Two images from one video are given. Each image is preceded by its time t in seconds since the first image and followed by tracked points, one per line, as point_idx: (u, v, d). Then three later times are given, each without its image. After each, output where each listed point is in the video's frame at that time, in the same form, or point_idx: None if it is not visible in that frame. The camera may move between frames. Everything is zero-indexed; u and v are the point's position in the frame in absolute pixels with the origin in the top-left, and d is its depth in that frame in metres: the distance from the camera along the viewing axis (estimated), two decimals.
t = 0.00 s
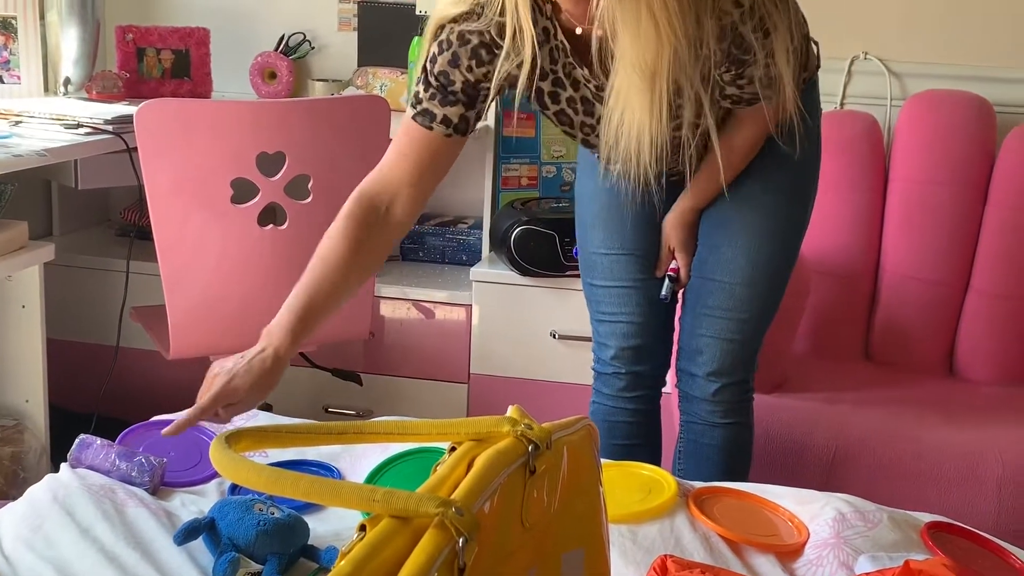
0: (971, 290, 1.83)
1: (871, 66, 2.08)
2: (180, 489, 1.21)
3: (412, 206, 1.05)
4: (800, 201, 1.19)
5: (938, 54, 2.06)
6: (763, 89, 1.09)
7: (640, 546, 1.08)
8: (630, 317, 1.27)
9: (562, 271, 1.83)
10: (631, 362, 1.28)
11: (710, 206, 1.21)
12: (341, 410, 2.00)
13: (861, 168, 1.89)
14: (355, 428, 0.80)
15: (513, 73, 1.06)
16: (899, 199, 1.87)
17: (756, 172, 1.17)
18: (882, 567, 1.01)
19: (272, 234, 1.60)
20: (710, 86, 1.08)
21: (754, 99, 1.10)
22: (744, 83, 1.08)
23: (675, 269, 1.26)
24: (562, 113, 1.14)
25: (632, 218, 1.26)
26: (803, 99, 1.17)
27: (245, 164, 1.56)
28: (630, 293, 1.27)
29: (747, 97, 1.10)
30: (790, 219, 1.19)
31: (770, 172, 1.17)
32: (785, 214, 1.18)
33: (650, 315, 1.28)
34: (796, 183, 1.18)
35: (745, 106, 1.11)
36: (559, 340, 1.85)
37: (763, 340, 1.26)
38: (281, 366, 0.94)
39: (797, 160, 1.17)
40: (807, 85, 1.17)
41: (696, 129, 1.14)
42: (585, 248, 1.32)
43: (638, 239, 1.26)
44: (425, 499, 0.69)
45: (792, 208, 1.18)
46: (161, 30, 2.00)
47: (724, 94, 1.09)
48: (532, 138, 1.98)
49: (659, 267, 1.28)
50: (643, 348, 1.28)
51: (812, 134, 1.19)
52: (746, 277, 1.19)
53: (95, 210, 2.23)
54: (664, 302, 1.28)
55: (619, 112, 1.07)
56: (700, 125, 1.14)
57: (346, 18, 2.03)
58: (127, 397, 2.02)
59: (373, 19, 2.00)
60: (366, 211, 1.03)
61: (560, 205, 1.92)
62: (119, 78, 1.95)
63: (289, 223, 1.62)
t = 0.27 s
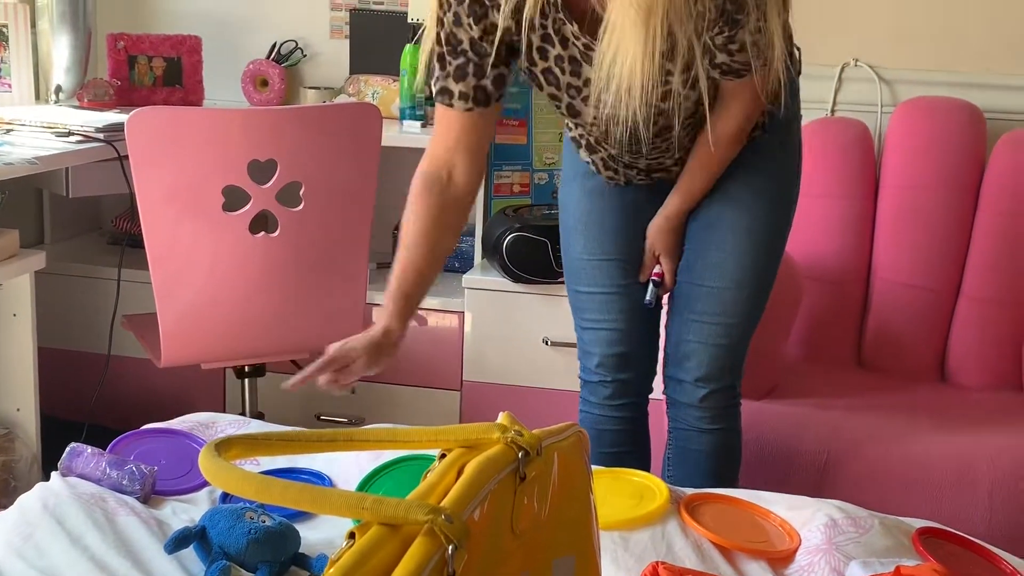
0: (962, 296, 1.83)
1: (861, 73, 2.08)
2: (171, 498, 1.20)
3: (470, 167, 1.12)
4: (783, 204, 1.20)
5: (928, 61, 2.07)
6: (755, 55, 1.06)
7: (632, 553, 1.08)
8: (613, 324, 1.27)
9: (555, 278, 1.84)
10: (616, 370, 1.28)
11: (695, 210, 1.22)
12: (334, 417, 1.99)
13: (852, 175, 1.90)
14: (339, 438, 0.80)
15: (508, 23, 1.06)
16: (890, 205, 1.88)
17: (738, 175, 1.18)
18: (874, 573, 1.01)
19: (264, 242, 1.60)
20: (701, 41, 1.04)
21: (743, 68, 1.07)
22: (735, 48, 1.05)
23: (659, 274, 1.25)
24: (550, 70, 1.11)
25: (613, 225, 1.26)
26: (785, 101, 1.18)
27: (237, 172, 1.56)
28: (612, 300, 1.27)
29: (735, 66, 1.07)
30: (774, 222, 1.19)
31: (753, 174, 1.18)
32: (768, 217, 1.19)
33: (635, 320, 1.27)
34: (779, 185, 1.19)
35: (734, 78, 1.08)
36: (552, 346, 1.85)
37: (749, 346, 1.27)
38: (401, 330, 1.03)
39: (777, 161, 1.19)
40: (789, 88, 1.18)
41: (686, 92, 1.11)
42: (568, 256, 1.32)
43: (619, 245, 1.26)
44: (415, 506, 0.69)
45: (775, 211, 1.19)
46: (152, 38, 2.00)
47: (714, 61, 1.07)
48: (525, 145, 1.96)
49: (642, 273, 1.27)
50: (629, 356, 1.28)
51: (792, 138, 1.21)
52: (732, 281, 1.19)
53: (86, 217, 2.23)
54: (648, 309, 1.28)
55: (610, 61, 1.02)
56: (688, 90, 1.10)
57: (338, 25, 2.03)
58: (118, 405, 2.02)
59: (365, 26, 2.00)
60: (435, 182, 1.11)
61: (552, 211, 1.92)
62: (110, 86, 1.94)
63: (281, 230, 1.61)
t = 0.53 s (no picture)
0: (953, 305, 1.84)
1: (852, 84, 2.10)
2: (161, 511, 1.19)
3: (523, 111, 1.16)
4: (770, 203, 1.20)
5: (917, 72, 2.08)
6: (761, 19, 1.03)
7: (624, 565, 1.07)
8: (598, 334, 1.26)
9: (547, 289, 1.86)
10: (600, 382, 1.28)
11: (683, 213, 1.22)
12: (326, 430, 1.99)
13: (843, 184, 1.90)
14: (331, 449, 0.79)
15: None
16: (882, 215, 1.89)
17: (726, 176, 1.18)
18: None
19: (255, 254, 1.60)
20: None
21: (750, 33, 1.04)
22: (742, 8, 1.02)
23: (642, 273, 1.23)
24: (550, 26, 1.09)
25: (596, 233, 1.26)
26: (768, 99, 1.20)
27: (228, 184, 1.56)
28: (597, 310, 1.26)
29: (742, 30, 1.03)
30: (763, 222, 1.20)
31: (741, 174, 1.18)
32: (758, 218, 1.19)
33: (616, 332, 1.27)
34: (766, 188, 1.19)
35: (738, 45, 1.05)
36: (544, 358, 1.85)
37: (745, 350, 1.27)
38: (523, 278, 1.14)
39: (764, 160, 1.19)
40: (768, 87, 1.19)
41: (690, 56, 1.07)
42: (551, 266, 1.30)
43: (602, 254, 1.25)
44: (404, 518, 0.69)
45: (765, 215, 1.20)
46: (143, 51, 2.00)
47: (720, 24, 1.03)
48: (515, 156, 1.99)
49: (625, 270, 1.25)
50: (613, 367, 1.27)
51: (777, 139, 1.21)
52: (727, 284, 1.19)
53: (76, 230, 2.22)
54: (629, 317, 1.27)
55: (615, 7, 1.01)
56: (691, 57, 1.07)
57: (330, 38, 2.03)
58: (108, 419, 2.00)
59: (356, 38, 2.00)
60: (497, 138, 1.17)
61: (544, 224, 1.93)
62: (101, 99, 1.94)
63: (273, 242, 1.61)
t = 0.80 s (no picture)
0: (946, 315, 1.84)
1: (843, 95, 2.11)
2: (154, 527, 1.19)
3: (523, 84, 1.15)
4: (808, 205, 1.18)
5: (908, 83, 2.09)
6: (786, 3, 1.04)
7: None
8: (602, 348, 1.25)
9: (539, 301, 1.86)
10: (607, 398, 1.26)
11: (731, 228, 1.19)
12: (320, 444, 1.98)
13: (835, 195, 1.91)
14: (331, 462, 0.79)
15: None
16: (875, 225, 1.89)
17: (762, 183, 1.16)
18: None
19: (247, 268, 1.59)
20: None
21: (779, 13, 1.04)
22: None
23: (696, 285, 1.18)
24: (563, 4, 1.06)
25: (605, 244, 1.24)
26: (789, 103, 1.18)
27: (220, 199, 1.56)
28: (604, 325, 1.25)
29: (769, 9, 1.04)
30: (805, 220, 1.17)
31: (774, 176, 1.16)
32: (800, 217, 1.16)
33: (620, 344, 1.26)
34: (801, 190, 1.17)
35: (762, 25, 1.05)
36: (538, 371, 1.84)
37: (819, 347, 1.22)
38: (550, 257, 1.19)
39: (793, 159, 1.17)
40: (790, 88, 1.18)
41: (710, 38, 1.06)
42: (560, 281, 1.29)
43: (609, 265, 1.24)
44: (396, 531, 0.68)
45: (806, 216, 1.17)
46: (135, 67, 2.00)
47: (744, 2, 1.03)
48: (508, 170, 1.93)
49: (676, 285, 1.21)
50: (616, 385, 1.26)
51: (800, 138, 1.19)
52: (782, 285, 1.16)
53: (69, 245, 2.22)
54: (635, 330, 1.27)
55: None
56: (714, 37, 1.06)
57: (322, 52, 2.03)
58: (101, 434, 2.00)
59: (347, 53, 2.00)
60: (501, 115, 1.16)
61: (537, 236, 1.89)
62: (92, 115, 1.95)
63: (265, 257, 1.61)
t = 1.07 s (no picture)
0: (934, 322, 1.85)
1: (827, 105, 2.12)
2: (139, 545, 1.17)
3: (577, 85, 1.16)
4: (881, 236, 1.15)
5: (892, 92, 2.10)
6: None
7: None
8: (633, 367, 1.24)
9: (528, 314, 1.83)
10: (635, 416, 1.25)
11: (798, 246, 1.17)
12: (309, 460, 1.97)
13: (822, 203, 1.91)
14: (311, 480, 0.78)
15: None
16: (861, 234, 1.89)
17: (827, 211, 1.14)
18: None
19: (233, 283, 1.59)
20: None
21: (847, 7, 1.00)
22: None
23: (745, 281, 1.10)
24: None
25: (650, 264, 1.23)
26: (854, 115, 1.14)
27: (206, 215, 1.55)
28: (637, 343, 1.24)
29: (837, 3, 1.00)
30: (879, 245, 1.15)
31: (844, 199, 1.14)
32: (875, 245, 1.14)
33: (653, 364, 1.24)
34: (873, 221, 1.15)
35: (830, 17, 1.00)
36: (527, 383, 1.83)
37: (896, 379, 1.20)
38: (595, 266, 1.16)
39: (861, 180, 1.14)
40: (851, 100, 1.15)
41: (774, 32, 1.02)
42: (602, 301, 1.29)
43: (649, 285, 1.23)
44: (379, 544, 0.68)
45: (880, 250, 1.15)
46: (121, 84, 2.00)
47: None
48: (496, 183, 1.94)
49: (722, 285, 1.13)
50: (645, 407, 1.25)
51: (869, 164, 1.16)
52: (856, 316, 1.14)
53: (55, 264, 2.21)
54: (676, 353, 1.26)
55: None
56: (777, 31, 1.02)
57: (307, 68, 2.03)
58: (88, 454, 1.98)
59: (333, 68, 2.00)
60: (553, 114, 1.16)
61: (525, 248, 1.89)
62: (78, 132, 1.94)
63: (251, 272, 1.60)
